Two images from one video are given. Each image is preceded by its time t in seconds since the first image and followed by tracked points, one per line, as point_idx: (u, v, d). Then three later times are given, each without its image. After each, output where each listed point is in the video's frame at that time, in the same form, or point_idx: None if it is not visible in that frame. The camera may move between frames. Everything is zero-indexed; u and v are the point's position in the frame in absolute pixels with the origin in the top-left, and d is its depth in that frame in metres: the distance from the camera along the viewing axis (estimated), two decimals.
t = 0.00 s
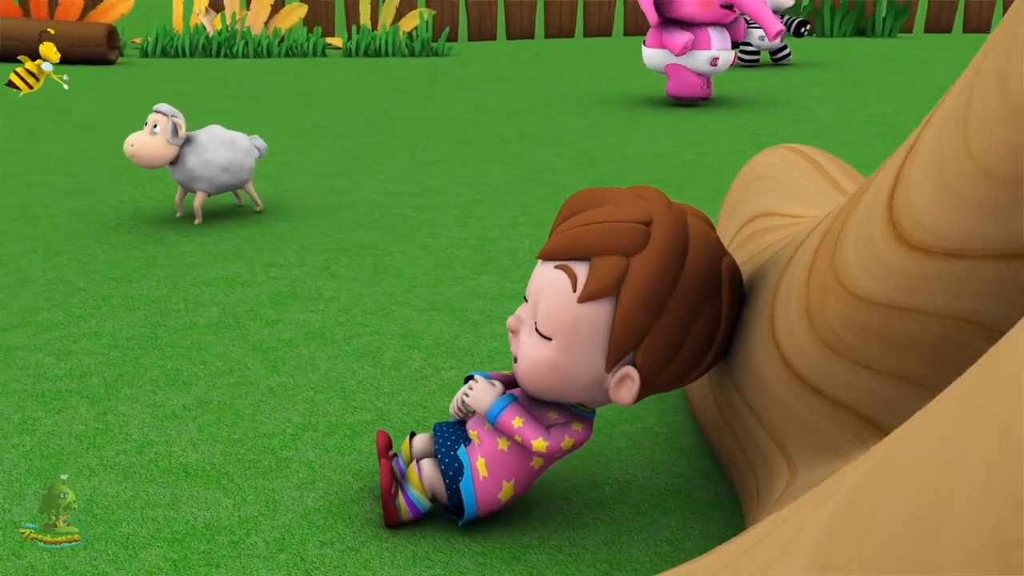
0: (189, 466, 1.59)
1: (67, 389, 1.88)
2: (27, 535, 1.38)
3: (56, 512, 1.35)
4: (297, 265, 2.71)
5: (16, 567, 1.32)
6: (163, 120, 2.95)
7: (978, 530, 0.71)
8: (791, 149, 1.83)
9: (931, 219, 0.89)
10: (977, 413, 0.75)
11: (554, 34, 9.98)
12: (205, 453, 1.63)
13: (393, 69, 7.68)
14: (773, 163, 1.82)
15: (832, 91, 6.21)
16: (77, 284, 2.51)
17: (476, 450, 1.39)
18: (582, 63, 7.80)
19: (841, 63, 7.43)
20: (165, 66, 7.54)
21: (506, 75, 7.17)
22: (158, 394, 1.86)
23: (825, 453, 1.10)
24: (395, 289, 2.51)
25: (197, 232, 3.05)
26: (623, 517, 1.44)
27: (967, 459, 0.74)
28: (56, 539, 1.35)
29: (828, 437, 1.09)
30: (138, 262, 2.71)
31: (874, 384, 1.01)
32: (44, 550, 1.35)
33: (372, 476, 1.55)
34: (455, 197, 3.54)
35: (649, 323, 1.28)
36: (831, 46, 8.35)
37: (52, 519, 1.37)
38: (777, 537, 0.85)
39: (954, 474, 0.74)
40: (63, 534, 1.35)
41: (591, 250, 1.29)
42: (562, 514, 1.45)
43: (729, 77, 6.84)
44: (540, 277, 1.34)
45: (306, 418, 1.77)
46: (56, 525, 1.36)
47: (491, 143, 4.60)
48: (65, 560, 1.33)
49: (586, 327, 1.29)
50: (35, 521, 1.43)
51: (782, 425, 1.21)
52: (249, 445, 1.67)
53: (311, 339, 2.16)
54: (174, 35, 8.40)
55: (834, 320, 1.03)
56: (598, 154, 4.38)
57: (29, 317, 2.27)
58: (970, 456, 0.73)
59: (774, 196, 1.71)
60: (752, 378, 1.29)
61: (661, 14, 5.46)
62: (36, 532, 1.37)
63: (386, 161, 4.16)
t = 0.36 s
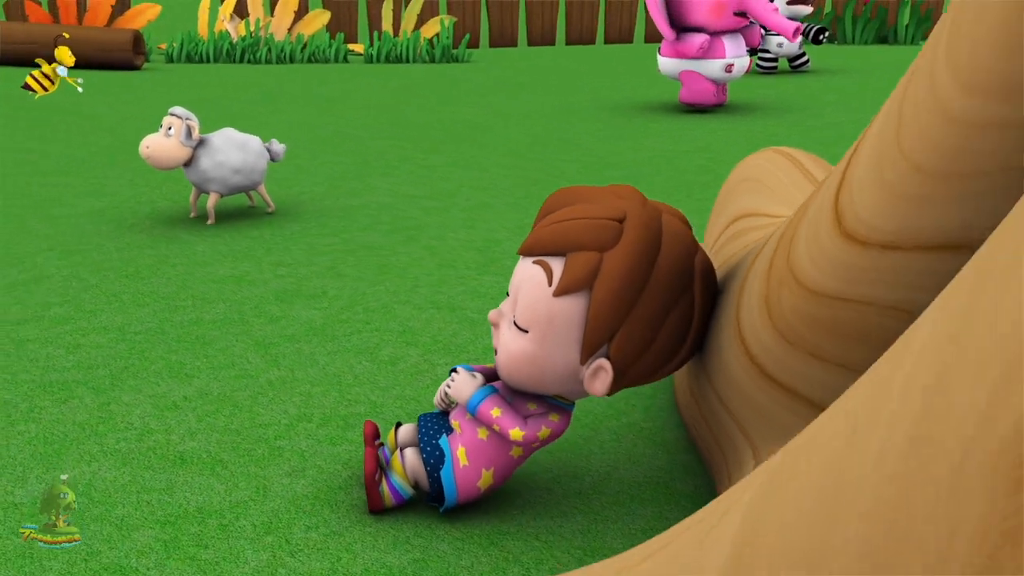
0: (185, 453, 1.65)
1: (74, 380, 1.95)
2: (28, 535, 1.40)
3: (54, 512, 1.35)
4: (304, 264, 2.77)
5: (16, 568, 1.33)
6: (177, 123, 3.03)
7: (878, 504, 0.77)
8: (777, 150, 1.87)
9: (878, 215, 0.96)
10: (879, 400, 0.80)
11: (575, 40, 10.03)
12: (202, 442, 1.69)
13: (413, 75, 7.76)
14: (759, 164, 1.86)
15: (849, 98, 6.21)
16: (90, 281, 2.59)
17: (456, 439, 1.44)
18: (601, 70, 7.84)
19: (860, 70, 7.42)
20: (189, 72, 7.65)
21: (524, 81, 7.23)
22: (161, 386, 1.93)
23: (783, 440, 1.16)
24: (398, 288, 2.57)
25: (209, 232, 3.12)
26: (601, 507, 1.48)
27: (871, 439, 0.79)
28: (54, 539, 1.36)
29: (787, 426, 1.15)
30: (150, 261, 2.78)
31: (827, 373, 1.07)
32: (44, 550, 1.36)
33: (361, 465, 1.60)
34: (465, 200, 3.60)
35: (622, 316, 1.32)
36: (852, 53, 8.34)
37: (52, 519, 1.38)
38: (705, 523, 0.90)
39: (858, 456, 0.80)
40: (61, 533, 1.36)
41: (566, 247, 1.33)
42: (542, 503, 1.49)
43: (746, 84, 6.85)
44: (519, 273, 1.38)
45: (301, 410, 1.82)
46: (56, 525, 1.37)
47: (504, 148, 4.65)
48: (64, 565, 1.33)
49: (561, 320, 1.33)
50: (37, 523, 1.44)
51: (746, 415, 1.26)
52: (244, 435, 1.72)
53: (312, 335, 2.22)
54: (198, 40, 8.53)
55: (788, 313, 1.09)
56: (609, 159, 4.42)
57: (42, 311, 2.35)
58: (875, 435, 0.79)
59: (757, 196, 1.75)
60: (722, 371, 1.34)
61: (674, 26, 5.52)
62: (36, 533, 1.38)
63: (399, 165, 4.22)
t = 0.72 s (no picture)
0: (184, 443, 1.70)
1: (81, 373, 2.01)
2: (28, 534, 1.41)
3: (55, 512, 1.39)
4: (310, 264, 2.82)
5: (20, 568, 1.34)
6: (190, 125, 3.08)
7: (787, 489, 0.80)
8: (766, 154, 1.91)
9: (824, 210, 1.02)
10: (792, 389, 0.83)
11: (592, 47, 10.07)
12: (201, 432, 1.74)
13: (430, 80, 7.83)
14: (749, 167, 1.90)
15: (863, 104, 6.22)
16: (102, 279, 2.65)
17: (442, 430, 1.48)
18: (616, 76, 7.88)
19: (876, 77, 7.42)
20: (210, 76, 7.75)
21: (540, 87, 7.28)
22: (164, 379, 1.98)
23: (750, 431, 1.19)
24: (401, 287, 2.62)
25: (220, 232, 3.18)
26: (583, 499, 1.52)
27: (782, 429, 0.82)
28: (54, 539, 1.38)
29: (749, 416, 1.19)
30: (160, 259, 2.85)
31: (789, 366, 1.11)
32: (44, 549, 1.38)
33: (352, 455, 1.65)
34: (473, 203, 3.65)
35: (599, 311, 1.36)
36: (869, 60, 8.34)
37: (52, 519, 1.40)
38: (638, 520, 0.94)
39: (771, 446, 0.83)
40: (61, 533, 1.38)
41: (546, 243, 1.37)
42: (525, 494, 1.53)
43: (760, 89, 6.87)
44: (502, 269, 1.43)
45: (298, 403, 1.87)
46: (56, 525, 1.39)
47: (515, 152, 4.70)
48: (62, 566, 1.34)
49: (541, 314, 1.37)
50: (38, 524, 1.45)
51: (718, 408, 1.30)
52: (241, 426, 1.77)
53: (314, 332, 2.27)
54: (219, 46, 8.64)
55: (751, 306, 1.13)
56: (618, 164, 4.46)
57: (54, 307, 2.41)
58: (785, 424, 0.82)
59: (744, 198, 1.79)
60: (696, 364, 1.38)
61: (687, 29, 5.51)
62: (37, 532, 1.40)
63: (409, 168, 4.28)
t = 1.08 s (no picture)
0: (183, 434, 1.75)
1: (86, 367, 2.06)
2: (28, 535, 1.42)
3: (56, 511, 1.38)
4: (315, 264, 2.87)
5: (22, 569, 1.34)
6: (199, 127, 3.15)
7: (725, 473, 0.77)
8: (757, 156, 1.95)
9: (785, 205, 1.04)
10: (736, 372, 0.80)
11: (607, 52, 10.10)
12: (200, 425, 1.79)
13: (443, 84, 7.88)
14: (740, 169, 1.93)
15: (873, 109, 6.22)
16: (111, 277, 2.71)
17: (430, 423, 1.52)
18: (629, 80, 7.90)
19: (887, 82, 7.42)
20: (225, 80, 7.84)
21: (551, 92, 7.31)
22: (167, 373, 2.03)
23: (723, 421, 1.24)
24: (404, 287, 2.66)
25: (228, 232, 3.24)
26: (570, 491, 1.56)
27: (721, 416, 0.79)
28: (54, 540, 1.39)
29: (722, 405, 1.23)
30: (168, 258, 2.90)
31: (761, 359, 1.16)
32: (44, 549, 1.38)
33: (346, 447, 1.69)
34: (478, 205, 3.69)
35: (582, 306, 1.39)
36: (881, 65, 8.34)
37: (52, 520, 1.41)
38: (588, 517, 0.91)
39: (710, 432, 0.80)
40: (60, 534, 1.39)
41: (531, 240, 1.41)
42: (513, 486, 1.56)
43: (771, 93, 6.89)
44: (490, 266, 1.46)
45: (297, 398, 1.91)
46: (55, 525, 1.40)
47: (523, 155, 4.74)
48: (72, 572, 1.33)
49: (526, 309, 1.41)
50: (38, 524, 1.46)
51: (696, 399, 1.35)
52: (239, 419, 1.82)
53: (316, 329, 2.31)
54: (235, 50, 8.72)
55: (722, 300, 1.17)
56: (625, 167, 4.49)
57: (63, 303, 2.47)
58: (724, 411, 0.79)
59: (732, 197, 1.82)
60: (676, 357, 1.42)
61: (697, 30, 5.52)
62: (36, 533, 1.40)
63: (417, 171, 4.33)
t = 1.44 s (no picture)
0: (182, 429, 1.78)
1: (90, 363, 2.09)
2: (28, 535, 1.42)
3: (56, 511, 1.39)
4: (318, 264, 2.91)
5: (19, 571, 1.34)
6: (205, 128, 3.17)
7: (686, 460, 0.79)
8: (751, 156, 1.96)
9: (760, 202, 1.02)
10: (697, 362, 0.82)
11: (615, 56, 10.13)
12: (200, 419, 1.82)
13: (451, 87, 7.92)
14: (734, 169, 1.95)
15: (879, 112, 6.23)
16: (117, 276, 2.75)
17: (423, 418, 1.54)
18: (637, 84, 7.93)
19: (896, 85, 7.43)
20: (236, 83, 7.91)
21: (559, 95, 7.35)
22: (169, 370, 2.06)
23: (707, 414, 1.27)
24: (405, 286, 2.69)
25: (234, 232, 3.28)
26: (560, 486, 1.58)
27: (682, 406, 0.81)
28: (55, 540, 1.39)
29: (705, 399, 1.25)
30: (174, 258, 2.94)
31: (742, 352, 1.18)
32: (44, 549, 1.39)
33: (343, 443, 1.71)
34: (482, 206, 3.72)
35: (571, 303, 1.42)
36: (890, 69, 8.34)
37: (52, 520, 1.41)
38: (563, 507, 0.93)
39: (671, 422, 0.81)
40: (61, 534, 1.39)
41: (521, 238, 1.43)
42: (504, 481, 1.59)
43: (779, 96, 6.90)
44: (482, 264, 1.48)
45: (295, 394, 1.94)
46: (56, 525, 1.40)
47: (528, 157, 4.77)
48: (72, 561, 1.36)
49: (516, 305, 1.43)
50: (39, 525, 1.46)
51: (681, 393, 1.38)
52: (238, 414, 1.85)
53: (317, 328, 2.34)
54: (245, 53, 8.79)
55: (704, 295, 1.20)
56: (629, 169, 4.52)
57: (69, 302, 2.51)
58: (685, 401, 0.81)
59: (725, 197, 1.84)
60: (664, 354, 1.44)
61: (702, 36, 5.53)
62: (36, 533, 1.41)
63: (423, 172, 4.36)
